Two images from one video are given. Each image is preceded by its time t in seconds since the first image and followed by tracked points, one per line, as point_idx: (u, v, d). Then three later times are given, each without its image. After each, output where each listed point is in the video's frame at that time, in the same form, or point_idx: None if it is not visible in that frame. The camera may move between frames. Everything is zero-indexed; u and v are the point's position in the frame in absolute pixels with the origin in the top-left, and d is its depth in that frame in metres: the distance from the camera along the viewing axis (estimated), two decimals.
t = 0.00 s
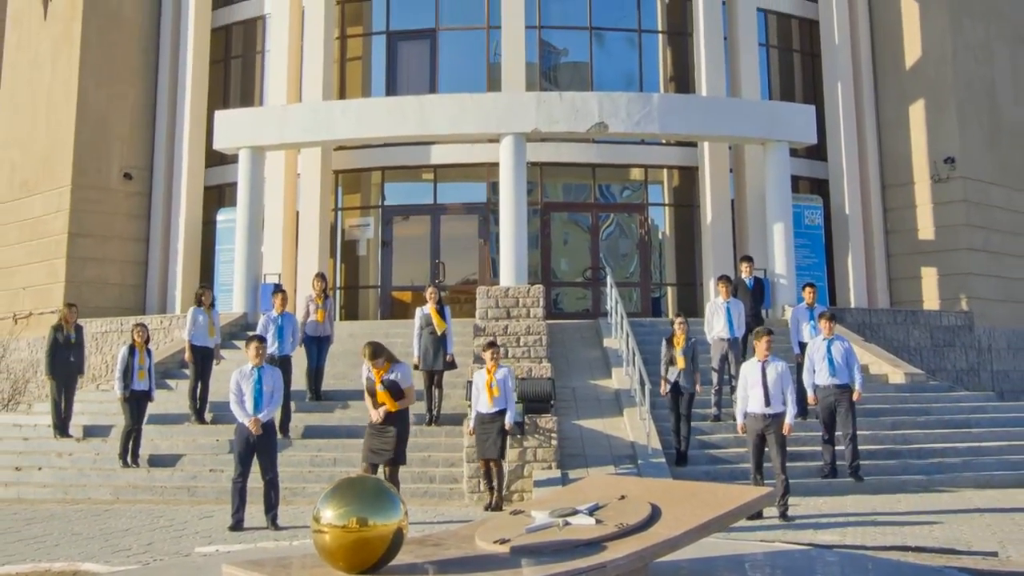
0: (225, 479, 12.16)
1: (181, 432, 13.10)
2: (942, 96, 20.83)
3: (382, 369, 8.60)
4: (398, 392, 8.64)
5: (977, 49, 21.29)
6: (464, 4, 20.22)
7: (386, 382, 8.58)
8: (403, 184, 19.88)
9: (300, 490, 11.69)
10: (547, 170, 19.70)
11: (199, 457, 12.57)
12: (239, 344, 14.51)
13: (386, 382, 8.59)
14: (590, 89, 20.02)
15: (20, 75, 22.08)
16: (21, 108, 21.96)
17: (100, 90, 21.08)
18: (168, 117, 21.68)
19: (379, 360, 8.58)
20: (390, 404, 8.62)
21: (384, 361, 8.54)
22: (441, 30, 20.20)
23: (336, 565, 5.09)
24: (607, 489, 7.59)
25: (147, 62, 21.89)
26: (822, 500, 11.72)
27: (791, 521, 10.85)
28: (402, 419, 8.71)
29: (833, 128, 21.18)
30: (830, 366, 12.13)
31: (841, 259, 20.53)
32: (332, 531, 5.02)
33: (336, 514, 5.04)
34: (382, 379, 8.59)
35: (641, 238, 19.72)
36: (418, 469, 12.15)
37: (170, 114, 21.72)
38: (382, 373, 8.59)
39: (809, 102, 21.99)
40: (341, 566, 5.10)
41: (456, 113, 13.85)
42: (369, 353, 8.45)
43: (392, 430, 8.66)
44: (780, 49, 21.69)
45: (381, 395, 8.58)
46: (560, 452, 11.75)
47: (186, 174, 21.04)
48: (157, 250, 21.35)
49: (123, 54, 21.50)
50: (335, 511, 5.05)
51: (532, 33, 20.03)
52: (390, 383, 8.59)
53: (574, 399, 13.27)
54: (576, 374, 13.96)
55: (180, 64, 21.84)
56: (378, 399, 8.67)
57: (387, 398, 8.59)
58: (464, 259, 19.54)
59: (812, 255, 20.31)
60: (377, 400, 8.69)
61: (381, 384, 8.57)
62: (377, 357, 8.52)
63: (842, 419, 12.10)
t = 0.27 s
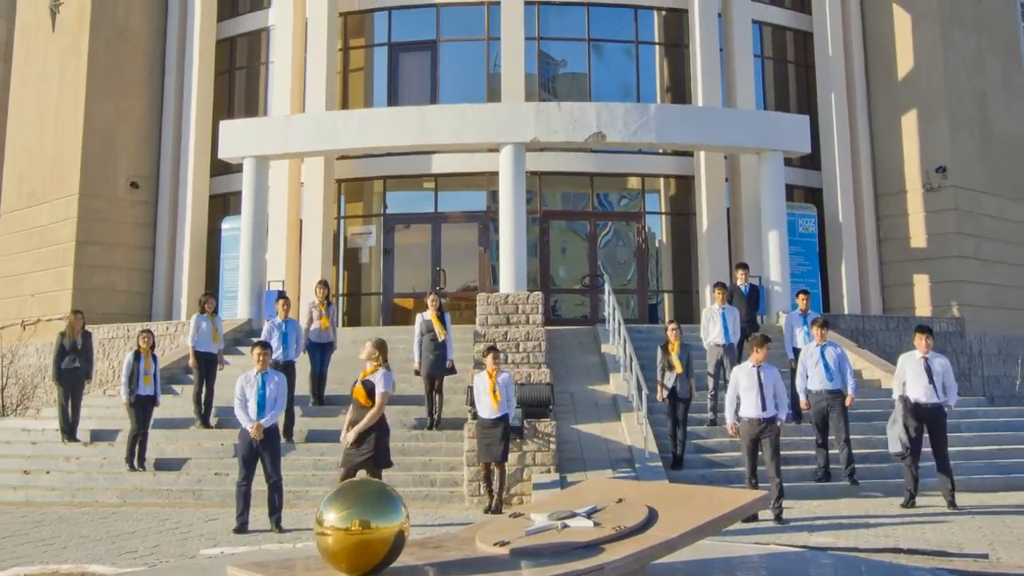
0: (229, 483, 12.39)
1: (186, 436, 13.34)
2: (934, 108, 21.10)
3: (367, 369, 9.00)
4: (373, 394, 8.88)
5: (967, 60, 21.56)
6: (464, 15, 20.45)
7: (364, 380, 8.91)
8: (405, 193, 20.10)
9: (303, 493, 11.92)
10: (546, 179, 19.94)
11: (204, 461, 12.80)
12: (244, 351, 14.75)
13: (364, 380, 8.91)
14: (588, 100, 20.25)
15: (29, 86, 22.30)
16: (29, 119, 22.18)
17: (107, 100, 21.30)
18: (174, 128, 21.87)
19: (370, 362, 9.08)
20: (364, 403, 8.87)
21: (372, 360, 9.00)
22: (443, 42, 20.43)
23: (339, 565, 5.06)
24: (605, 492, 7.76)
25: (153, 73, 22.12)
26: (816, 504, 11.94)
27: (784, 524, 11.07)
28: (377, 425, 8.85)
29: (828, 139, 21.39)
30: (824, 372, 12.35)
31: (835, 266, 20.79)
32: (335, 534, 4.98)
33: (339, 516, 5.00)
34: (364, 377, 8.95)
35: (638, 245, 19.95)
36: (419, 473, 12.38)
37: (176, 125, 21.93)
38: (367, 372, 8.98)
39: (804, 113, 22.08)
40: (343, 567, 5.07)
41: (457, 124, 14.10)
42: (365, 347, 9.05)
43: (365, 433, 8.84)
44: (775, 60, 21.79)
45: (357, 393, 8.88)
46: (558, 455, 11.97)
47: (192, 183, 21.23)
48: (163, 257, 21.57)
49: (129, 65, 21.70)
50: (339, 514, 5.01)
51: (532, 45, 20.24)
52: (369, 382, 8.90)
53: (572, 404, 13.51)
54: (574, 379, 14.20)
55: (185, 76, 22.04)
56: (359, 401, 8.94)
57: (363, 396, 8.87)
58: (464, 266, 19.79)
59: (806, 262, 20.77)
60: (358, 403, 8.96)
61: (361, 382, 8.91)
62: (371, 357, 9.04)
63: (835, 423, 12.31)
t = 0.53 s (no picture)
0: (235, 487, 12.68)
1: (193, 441, 13.64)
2: (925, 120, 21.31)
3: (380, 378, 9.31)
4: (392, 403, 9.28)
5: (957, 73, 21.89)
6: (465, 28, 20.71)
7: (383, 391, 9.23)
8: (407, 203, 20.40)
9: (307, 497, 12.22)
10: (545, 190, 20.24)
11: (211, 465, 13.10)
12: (250, 358, 15.07)
13: (384, 391, 9.25)
14: (585, 113, 20.57)
15: (40, 99, 22.67)
16: (40, 131, 22.54)
17: (115, 112, 21.60)
18: (181, 140, 22.20)
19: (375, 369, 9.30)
20: (383, 413, 9.20)
21: (383, 370, 9.32)
22: (443, 56, 20.73)
23: (341, 569, 5.07)
24: (602, 496, 8.00)
25: (160, 85, 22.43)
26: (808, 507, 12.24)
27: (777, 527, 11.36)
28: (391, 432, 9.23)
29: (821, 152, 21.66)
30: (815, 378, 12.69)
31: (828, 275, 21.11)
32: (339, 537, 5.00)
33: (343, 520, 4.99)
34: (379, 388, 9.25)
35: (635, 255, 20.26)
36: (421, 477, 12.67)
37: (183, 138, 22.27)
38: (380, 382, 9.27)
39: (796, 124, 22.34)
40: (345, 571, 5.08)
41: (457, 136, 14.40)
42: (373, 357, 9.26)
43: (380, 440, 9.16)
44: (768, 74, 22.02)
45: (377, 403, 9.18)
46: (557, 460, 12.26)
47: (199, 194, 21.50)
48: (171, 267, 21.86)
49: (137, 78, 22.02)
50: (342, 517, 5.00)
51: (531, 59, 20.55)
52: (386, 393, 9.24)
53: (570, 410, 13.82)
54: (572, 386, 14.51)
55: (192, 89, 22.36)
56: (369, 408, 9.22)
57: (382, 406, 9.19)
58: (465, 274, 20.10)
59: (799, 271, 21.02)
60: (369, 410, 9.23)
61: (378, 392, 9.21)
62: (377, 365, 9.28)
63: (827, 429, 12.60)
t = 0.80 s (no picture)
0: (240, 490, 12.93)
1: (198, 446, 13.89)
2: (916, 129, 21.56)
3: (379, 384, 9.55)
4: (391, 408, 9.53)
5: (947, 84, 22.17)
6: (465, 40, 20.98)
7: (382, 396, 9.49)
8: (409, 212, 20.65)
9: (311, 500, 12.46)
10: (543, 199, 20.48)
11: (216, 469, 13.35)
12: (255, 364, 15.35)
13: (383, 396, 9.51)
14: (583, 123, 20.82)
15: (49, 109, 22.98)
16: (49, 141, 22.85)
17: (122, 121, 21.84)
18: (187, 149, 22.39)
19: (375, 377, 9.50)
20: (382, 417, 9.44)
21: (382, 376, 9.53)
22: (444, 67, 20.98)
23: (344, 570, 5.24)
24: (598, 500, 8.24)
25: (166, 95, 22.71)
26: (802, 511, 12.49)
27: (772, 529, 11.60)
28: (392, 436, 9.49)
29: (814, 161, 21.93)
30: (810, 384, 12.92)
31: (821, 282, 21.38)
32: (342, 540, 5.18)
33: (345, 523, 5.18)
34: (378, 393, 9.51)
35: (632, 263, 20.51)
36: (422, 480, 12.92)
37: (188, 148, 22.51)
38: (379, 387, 9.53)
39: (790, 135, 22.76)
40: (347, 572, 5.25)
41: (457, 145, 14.63)
42: (372, 366, 9.43)
43: (382, 445, 9.40)
44: (763, 85, 22.33)
45: (377, 408, 9.42)
46: (555, 464, 12.50)
47: (205, 204, 21.77)
48: (177, 273, 22.09)
49: (144, 88, 22.30)
50: (344, 520, 5.19)
51: (529, 70, 20.79)
52: (385, 398, 9.50)
53: (568, 415, 14.08)
54: (571, 391, 14.77)
55: (197, 100, 22.61)
56: (369, 413, 9.47)
57: (382, 412, 9.43)
58: (466, 281, 20.35)
59: (793, 278, 21.29)
60: (369, 415, 9.47)
61: (378, 398, 9.47)
62: (376, 372, 9.48)
63: (821, 433, 12.84)
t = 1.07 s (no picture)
0: (245, 493, 13.18)
1: (203, 450, 14.16)
2: (907, 139, 21.87)
3: (384, 389, 9.66)
4: (395, 413, 9.65)
5: (938, 96, 22.47)
6: (465, 52, 21.24)
7: (385, 403, 9.58)
8: (411, 221, 20.92)
9: (314, 503, 12.71)
10: (543, 207, 20.73)
11: (221, 473, 13.61)
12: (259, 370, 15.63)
13: (386, 401, 9.60)
14: (582, 134, 21.07)
15: (58, 120, 23.33)
16: (58, 151, 23.16)
17: (129, 132, 22.09)
18: (193, 159, 22.76)
19: (380, 381, 9.67)
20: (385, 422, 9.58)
21: (388, 381, 9.66)
22: (445, 79, 21.25)
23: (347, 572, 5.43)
24: (596, 503, 8.43)
25: (172, 106, 22.98)
26: (796, 514, 12.75)
27: (766, 532, 11.85)
28: (397, 439, 9.65)
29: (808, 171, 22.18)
30: (804, 389, 13.20)
31: (815, 290, 21.65)
32: (344, 541, 5.37)
33: (348, 525, 5.38)
34: (382, 398, 9.60)
35: (629, 271, 20.78)
36: (423, 484, 13.18)
37: (195, 159, 22.81)
38: (382, 393, 9.62)
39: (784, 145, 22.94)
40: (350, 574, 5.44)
41: (457, 155, 14.90)
42: (378, 370, 9.70)
43: (385, 450, 9.57)
44: (757, 96, 22.63)
45: (379, 414, 9.57)
46: (554, 468, 12.76)
47: (211, 214, 22.06)
48: (182, 280, 22.35)
49: (151, 100, 22.59)
50: (347, 523, 5.38)
51: (528, 82, 21.08)
52: (388, 404, 9.58)
53: (567, 419, 14.34)
54: (569, 396, 15.06)
55: (203, 111, 22.87)
56: (374, 418, 9.63)
57: (385, 417, 9.57)
58: (467, 289, 20.61)
59: (787, 286, 21.53)
60: (373, 420, 9.65)
61: (380, 404, 9.57)
62: (382, 377, 9.67)
63: (814, 437, 13.13)
